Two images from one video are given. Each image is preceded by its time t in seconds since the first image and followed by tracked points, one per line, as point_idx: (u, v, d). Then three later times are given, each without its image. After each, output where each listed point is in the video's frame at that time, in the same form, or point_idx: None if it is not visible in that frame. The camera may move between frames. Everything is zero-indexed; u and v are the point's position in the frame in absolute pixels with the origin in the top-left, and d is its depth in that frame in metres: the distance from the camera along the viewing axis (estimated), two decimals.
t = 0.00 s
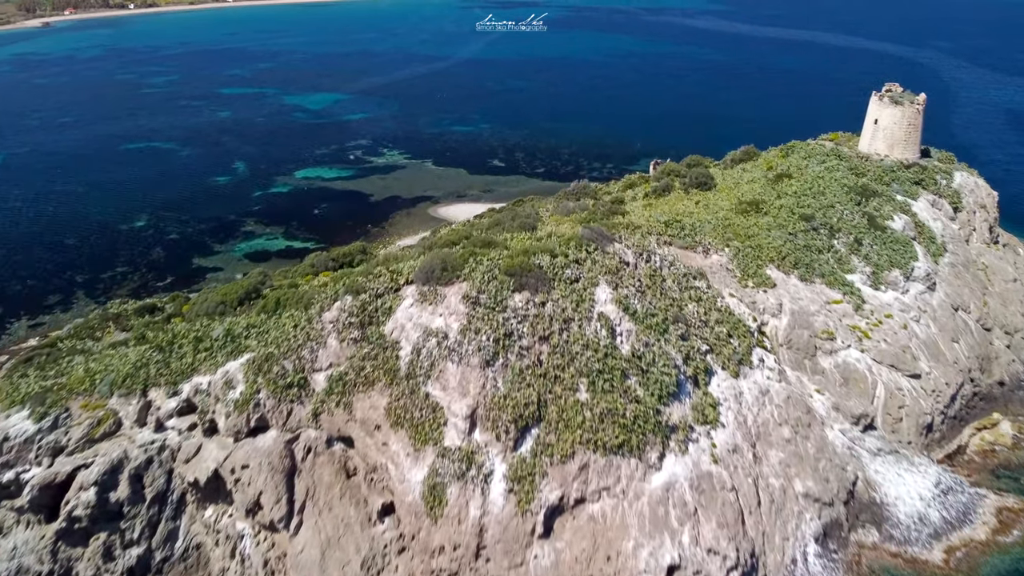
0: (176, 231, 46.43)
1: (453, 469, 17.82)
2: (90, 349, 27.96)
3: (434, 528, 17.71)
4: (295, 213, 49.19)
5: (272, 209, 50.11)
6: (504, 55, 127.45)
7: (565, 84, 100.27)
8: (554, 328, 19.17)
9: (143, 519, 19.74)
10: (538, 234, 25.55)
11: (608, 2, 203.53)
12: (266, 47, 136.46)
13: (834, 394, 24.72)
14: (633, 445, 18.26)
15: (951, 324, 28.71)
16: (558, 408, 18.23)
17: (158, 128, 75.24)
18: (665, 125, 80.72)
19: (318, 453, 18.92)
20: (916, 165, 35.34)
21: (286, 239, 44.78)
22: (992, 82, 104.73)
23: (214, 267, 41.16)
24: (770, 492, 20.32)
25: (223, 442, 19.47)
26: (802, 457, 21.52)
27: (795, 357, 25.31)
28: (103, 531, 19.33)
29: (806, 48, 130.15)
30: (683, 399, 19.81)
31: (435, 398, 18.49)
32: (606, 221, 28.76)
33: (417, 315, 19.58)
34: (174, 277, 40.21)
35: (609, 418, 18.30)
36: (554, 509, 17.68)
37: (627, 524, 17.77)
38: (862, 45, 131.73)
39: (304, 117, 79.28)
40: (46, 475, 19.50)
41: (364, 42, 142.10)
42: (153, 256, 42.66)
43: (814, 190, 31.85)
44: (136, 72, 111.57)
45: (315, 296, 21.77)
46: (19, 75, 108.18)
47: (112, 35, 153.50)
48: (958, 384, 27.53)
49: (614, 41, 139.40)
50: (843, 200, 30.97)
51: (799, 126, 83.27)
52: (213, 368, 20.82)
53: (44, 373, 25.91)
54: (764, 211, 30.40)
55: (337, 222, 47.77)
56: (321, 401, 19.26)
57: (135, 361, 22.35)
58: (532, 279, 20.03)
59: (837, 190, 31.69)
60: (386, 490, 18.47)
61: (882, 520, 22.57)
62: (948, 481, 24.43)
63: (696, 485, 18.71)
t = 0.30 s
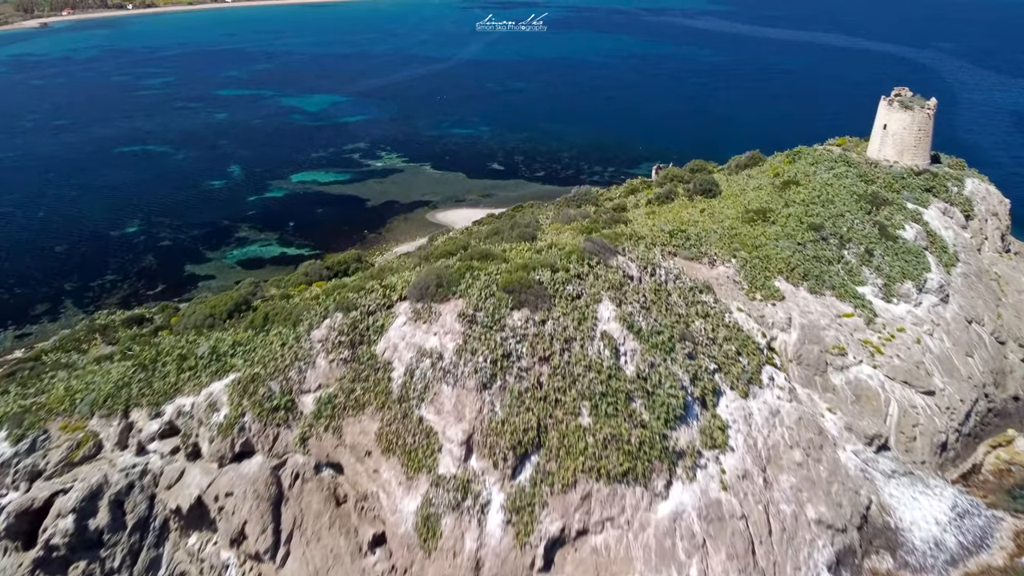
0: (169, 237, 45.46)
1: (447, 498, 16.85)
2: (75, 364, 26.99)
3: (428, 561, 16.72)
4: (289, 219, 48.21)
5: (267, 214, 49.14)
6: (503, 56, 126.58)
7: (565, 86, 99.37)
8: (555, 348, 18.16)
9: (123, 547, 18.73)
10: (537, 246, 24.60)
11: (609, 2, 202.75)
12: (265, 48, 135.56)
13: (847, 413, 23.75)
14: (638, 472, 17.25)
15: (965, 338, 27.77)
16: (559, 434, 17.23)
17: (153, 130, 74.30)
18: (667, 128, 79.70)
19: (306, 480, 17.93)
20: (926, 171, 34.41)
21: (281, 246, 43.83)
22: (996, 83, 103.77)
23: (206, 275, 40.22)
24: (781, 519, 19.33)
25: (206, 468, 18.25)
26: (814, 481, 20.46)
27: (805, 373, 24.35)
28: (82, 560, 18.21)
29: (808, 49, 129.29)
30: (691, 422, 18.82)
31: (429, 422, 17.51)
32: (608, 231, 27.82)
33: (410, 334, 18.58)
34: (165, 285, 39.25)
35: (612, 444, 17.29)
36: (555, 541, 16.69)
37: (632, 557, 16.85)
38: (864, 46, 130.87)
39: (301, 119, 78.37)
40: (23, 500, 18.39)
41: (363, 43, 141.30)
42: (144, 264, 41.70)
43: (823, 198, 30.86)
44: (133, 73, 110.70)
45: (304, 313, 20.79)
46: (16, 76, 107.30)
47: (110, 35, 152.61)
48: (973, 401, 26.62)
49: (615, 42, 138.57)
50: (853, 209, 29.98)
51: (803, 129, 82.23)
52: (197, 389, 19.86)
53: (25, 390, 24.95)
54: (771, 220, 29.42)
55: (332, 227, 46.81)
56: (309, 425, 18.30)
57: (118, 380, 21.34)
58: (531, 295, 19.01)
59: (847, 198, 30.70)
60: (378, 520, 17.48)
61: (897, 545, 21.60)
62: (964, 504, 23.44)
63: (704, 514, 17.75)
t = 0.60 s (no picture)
0: (161, 243, 44.52)
1: (441, 531, 15.80)
2: (58, 379, 26.06)
3: None
4: (284, 224, 47.26)
5: (262, 219, 48.19)
6: (503, 57, 125.68)
7: (566, 87, 98.46)
8: (556, 371, 17.16)
9: None
10: (537, 258, 23.65)
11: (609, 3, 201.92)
12: (263, 49, 134.67)
13: (860, 433, 22.85)
14: (645, 503, 16.15)
15: (980, 353, 26.83)
16: (561, 462, 16.21)
17: (148, 133, 73.39)
18: (669, 131, 78.70)
19: (293, 509, 17.01)
20: (937, 178, 33.45)
21: (275, 252, 42.89)
22: (1000, 84, 102.89)
23: (198, 282, 39.29)
24: (793, 549, 18.30)
25: (189, 496, 17.41)
26: (828, 507, 19.35)
27: (816, 392, 23.38)
28: None
29: (810, 51, 128.51)
30: (699, 447, 17.86)
31: (422, 449, 16.53)
32: (611, 241, 26.89)
33: (403, 355, 17.61)
34: (156, 293, 38.32)
35: (617, 474, 16.25)
36: None
37: None
38: (866, 48, 130.08)
39: (298, 122, 77.48)
40: None
41: (362, 44, 140.50)
42: (135, 271, 40.78)
43: (832, 206, 29.87)
44: (130, 74, 109.82)
45: (292, 330, 19.82)
46: (11, 77, 106.41)
47: (108, 36, 151.70)
48: (988, 419, 25.67)
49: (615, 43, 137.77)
50: (863, 218, 29.01)
51: (807, 131, 81.19)
52: (179, 412, 18.95)
53: (6, 408, 24.06)
54: (779, 229, 28.46)
55: (328, 233, 45.88)
56: (296, 451, 17.33)
57: (98, 399, 20.37)
58: (531, 314, 18.01)
59: (857, 207, 29.72)
60: (368, 552, 16.55)
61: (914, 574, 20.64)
62: (981, 528, 22.60)
63: (714, 546, 16.69)
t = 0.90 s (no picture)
0: (152, 250, 43.57)
1: (435, 570, 14.74)
2: (41, 396, 25.08)
3: None
4: (279, 230, 46.31)
5: (256, 225, 47.24)
6: (503, 58, 124.72)
7: (566, 89, 97.54)
8: (557, 396, 16.17)
9: None
10: (537, 272, 22.71)
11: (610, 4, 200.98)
12: (262, 50, 133.73)
13: (874, 456, 21.97)
14: (651, 537, 15.03)
15: (995, 368, 25.89)
16: (562, 494, 15.18)
17: (143, 136, 72.44)
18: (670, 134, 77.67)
19: (278, 541, 16.02)
20: (949, 185, 32.44)
21: (269, 260, 41.97)
22: (1004, 86, 101.93)
23: (189, 291, 38.35)
24: None
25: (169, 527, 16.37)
26: (842, 536, 18.20)
27: (827, 411, 22.47)
28: None
29: (812, 52, 127.63)
30: (708, 476, 16.93)
31: (414, 480, 15.54)
32: (614, 252, 25.96)
33: (394, 379, 16.67)
34: (146, 302, 37.39)
35: (622, 507, 15.19)
36: None
37: None
38: (868, 49, 129.20)
39: (295, 125, 76.53)
40: None
41: (361, 45, 139.61)
42: (125, 280, 39.82)
43: (842, 215, 28.92)
44: (126, 76, 108.79)
45: (279, 351, 18.87)
46: (6, 78, 105.30)
47: (106, 37, 150.70)
48: (1005, 438, 24.66)
49: (616, 44, 136.83)
50: (874, 227, 28.06)
51: (811, 134, 80.22)
52: (160, 438, 18.13)
53: None
54: (787, 239, 27.53)
55: (324, 240, 44.93)
56: (281, 481, 16.37)
57: (78, 421, 19.44)
58: (531, 335, 17.02)
59: (868, 216, 28.75)
60: None
61: None
62: (1000, 554, 21.61)
63: None
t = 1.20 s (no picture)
0: (144, 257, 42.61)
1: None
2: (22, 414, 24.10)
3: None
4: (273, 236, 45.35)
5: (251, 230, 46.32)
6: (503, 59, 123.78)
7: (567, 91, 96.67)
8: (559, 425, 15.15)
9: None
10: (537, 286, 21.77)
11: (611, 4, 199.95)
12: (261, 52, 132.76)
13: (889, 480, 21.07)
14: None
15: (1011, 385, 24.99)
16: (564, 531, 14.11)
17: (138, 138, 71.44)
18: (672, 137, 76.73)
19: None
20: (962, 193, 31.48)
21: (263, 267, 41.06)
22: (1009, 87, 100.94)
23: (181, 300, 37.40)
24: None
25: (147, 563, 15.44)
26: (858, 567, 17.32)
27: (840, 432, 21.53)
28: None
29: (814, 53, 126.70)
30: (718, 508, 15.99)
31: (406, 515, 14.55)
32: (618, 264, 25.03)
33: (385, 407, 15.71)
34: (136, 312, 36.43)
35: (628, 545, 14.12)
36: None
37: None
38: (871, 50, 128.27)
39: (292, 127, 75.60)
40: None
41: (360, 46, 138.69)
42: (116, 288, 38.89)
43: (852, 224, 27.94)
44: (123, 77, 107.77)
45: (265, 373, 17.89)
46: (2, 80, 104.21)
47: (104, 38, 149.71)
48: None
49: (617, 45, 135.86)
50: (886, 237, 27.10)
51: (814, 137, 79.29)
52: (139, 465, 17.20)
53: None
54: (796, 249, 26.58)
55: (319, 246, 43.98)
56: (266, 513, 15.37)
57: (55, 445, 18.42)
58: (530, 358, 16.02)
59: (879, 226, 27.78)
60: None
61: None
62: None
63: None
